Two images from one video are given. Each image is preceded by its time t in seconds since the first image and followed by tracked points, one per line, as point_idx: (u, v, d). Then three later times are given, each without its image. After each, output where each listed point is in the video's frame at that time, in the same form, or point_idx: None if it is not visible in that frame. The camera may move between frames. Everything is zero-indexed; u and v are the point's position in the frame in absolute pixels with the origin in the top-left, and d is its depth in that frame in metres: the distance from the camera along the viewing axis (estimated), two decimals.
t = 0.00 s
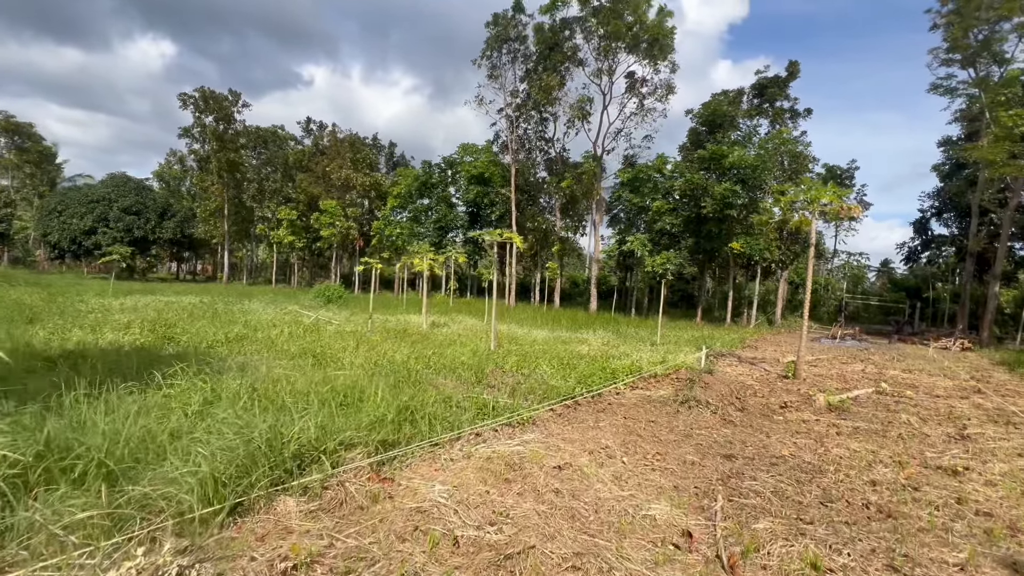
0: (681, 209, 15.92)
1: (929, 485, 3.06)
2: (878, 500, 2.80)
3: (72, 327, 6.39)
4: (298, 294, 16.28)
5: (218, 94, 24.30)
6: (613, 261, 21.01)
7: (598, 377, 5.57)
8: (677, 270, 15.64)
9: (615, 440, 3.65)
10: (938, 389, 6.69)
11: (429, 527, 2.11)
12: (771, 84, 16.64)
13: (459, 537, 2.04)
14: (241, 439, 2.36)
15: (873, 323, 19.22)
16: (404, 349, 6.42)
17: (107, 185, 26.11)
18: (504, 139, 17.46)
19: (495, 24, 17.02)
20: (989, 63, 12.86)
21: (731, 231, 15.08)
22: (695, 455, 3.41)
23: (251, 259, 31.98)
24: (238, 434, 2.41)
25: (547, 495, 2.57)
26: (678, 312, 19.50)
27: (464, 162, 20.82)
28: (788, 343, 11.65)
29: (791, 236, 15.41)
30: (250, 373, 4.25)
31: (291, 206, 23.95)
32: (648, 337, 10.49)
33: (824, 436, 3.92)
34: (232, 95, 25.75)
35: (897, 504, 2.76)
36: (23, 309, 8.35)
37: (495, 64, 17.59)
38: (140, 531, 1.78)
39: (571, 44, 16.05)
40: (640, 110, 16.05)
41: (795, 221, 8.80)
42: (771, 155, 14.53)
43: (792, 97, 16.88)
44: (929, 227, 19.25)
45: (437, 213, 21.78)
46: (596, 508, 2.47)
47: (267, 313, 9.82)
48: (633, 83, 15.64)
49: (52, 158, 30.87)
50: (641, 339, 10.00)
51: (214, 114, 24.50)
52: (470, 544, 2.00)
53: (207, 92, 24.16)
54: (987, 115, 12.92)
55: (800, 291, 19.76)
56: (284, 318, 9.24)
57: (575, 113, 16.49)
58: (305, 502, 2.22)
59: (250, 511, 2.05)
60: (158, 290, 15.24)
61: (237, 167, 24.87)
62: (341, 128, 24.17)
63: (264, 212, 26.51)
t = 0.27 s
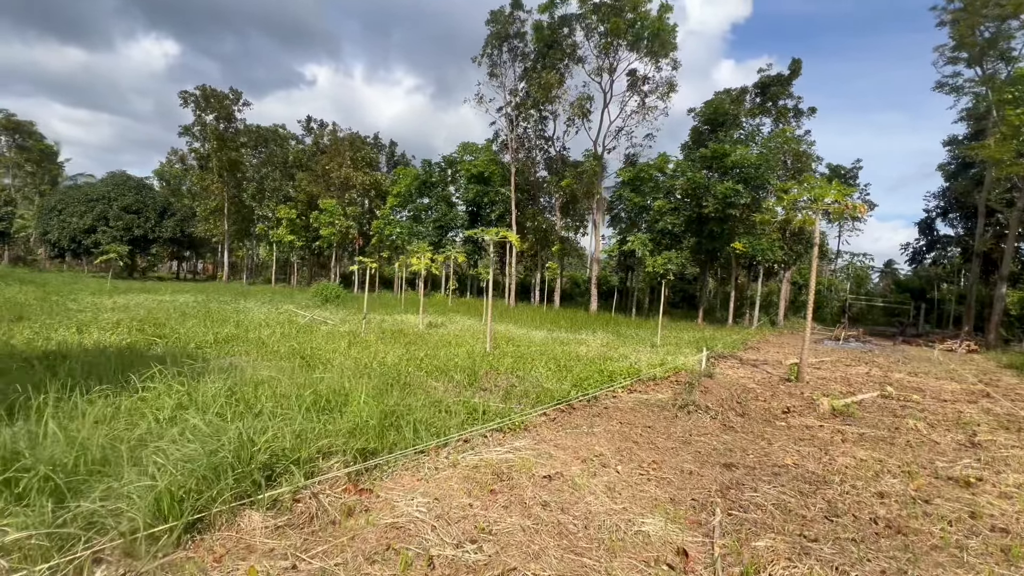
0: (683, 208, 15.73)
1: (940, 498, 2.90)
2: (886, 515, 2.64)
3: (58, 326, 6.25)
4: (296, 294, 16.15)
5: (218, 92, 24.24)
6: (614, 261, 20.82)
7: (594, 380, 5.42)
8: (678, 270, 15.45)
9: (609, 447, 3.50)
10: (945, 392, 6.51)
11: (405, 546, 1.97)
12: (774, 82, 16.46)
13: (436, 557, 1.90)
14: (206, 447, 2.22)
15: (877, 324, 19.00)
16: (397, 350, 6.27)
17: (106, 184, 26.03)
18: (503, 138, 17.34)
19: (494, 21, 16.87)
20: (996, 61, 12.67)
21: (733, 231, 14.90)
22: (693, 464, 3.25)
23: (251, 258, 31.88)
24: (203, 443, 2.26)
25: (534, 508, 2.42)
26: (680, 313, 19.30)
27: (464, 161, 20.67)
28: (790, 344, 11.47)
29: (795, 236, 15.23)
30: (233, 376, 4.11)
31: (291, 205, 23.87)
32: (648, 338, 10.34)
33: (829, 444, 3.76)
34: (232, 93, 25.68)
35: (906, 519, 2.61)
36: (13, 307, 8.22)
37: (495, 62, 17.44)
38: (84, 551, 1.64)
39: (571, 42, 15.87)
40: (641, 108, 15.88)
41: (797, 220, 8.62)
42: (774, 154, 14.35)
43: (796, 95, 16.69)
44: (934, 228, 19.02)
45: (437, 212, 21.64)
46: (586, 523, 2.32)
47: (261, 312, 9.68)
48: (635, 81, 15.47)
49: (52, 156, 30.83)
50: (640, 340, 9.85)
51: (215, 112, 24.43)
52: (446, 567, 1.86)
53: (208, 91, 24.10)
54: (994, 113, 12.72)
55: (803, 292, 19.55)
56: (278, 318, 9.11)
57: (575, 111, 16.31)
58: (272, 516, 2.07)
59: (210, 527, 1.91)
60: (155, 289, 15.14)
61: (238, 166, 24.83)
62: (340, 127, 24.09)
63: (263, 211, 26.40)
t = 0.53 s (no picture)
0: (685, 207, 15.55)
1: (955, 512, 2.74)
2: (898, 531, 2.49)
3: (48, 330, 6.15)
4: (295, 295, 16.07)
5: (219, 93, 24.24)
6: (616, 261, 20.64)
7: (593, 384, 5.28)
8: (680, 270, 15.27)
9: (606, 457, 3.35)
10: (954, 395, 6.33)
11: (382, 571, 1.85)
12: (776, 79, 16.26)
13: None
14: (174, 462, 2.10)
15: (883, 324, 18.75)
16: (392, 354, 6.14)
17: (108, 185, 26.05)
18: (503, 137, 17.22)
19: (493, 20, 16.75)
20: (1003, 56, 12.44)
21: (736, 230, 14.71)
22: (694, 474, 3.11)
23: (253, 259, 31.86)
24: (171, 457, 2.13)
25: (523, 526, 2.28)
26: (682, 313, 19.13)
27: (464, 161, 20.54)
28: (795, 345, 11.28)
29: (798, 235, 15.07)
30: (219, 382, 3.98)
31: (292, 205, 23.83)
32: (649, 339, 10.20)
33: (836, 452, 3.60)
34: (233, 94, 25.69)
35: (920, 536, 2.46)
36: (8, 309, 8.14)
37: (494, 60, 17.31)
38: None
39: (570, 39, 15.71)
40: (642, 106, 15.71)
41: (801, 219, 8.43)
42: (778, 152, 14.15)
43: (799, 92, 16.49)
44: (941, 226, 18.76)
45: (438, 212, 21.56)
46: (579, 542, 2.19)
47: (257, 314, 9.57)
48: (636, 79, 15.31)
49: (55, 158, 30.92)
50: (642, 342, 9.70)
51: (216, 113, 24.41)
52: None
53: (209, 91, 24.10)
54: (1003, 109, 12.49)
55: (807, 291, 19.32)
56: (274, 320, 9.00)
57: (576, 109, 16.16)
58: (241, 538, 1.95)
59: (172, 551, 1.79)
60: (155, 290, 15.10)
61: (239, 167, 24.83)
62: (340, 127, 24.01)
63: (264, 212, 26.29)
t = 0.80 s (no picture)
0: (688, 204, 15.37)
1: (972, 519, 2.60)
2: (913, 541, 2.36)
3: (42, 335, 6.09)
4: (297, 297, 16.00)
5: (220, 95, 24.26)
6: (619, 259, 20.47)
7: (594, 385, 5.16)
8: (684, 267, 15.09)
9: (605, 462, 3.23)
10: (966, 394, 6.15)
11: None
12: (780, 73, 16.04)
13: None
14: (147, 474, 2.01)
15: (891, 320, 18.48)
16: (390, 355, 6.05)
17: (111, 189, 26.14)
18: (503, 136, 17.13)
19: (492, 18, 16.64)
20: (1012, 46, 12.19)
21: (740, 227, 14.53)
22: (696, 481, 2.98)
23: (255, 261, 31.87)
24: (143, 469, 2.04)
25: (514, 540, 2.17)
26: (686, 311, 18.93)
27: (465, 160, 20.43)
28: (802, 343, 11.08)
29: (803, 231, 14.89)
30: (210, 387, 3.89)
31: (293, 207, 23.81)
32: (652, 338, 10.05)
33: (845, 456, 3.46)
34: (234, 96, 25.70)
35: (935, 546, 2.33)
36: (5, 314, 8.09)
37: (494, 58, 17.19)
38: None
39: (570, 36, 15.57)
40: (644, 103, 15.55)
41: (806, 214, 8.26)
42: (782, 147, 13.95)
43: (803, 86, 16.27)
44: (949, 220, 18.47)
45: (439, 212, 21.49)
46: (573, 557, 2.07)
47: (256, 317, 9.49)
48: (638, 75, 15.15)
49: (58, 163, 31.08)
50: (645, 341, 9.55)
51: (219, 116, 24.45)
52: None
53: (210, 94, 24.12)
54: (1012, 100, 12.24)
55: (813, 287, 19.08)
56: (273, 322, 8.94)
57: (576, 106, 16.02)
58: (214, 554, 1.86)
59: (139, 570, 1.70)
60: (157, 293, 15.09)
61: (240, 169, 24.85)
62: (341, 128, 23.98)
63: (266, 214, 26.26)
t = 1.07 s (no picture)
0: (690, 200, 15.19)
1: (986, 522, 2.46)
2: (923, 547, 2.23)
3: (34, 339, 6.01)
4: (297, 299, 15.94)
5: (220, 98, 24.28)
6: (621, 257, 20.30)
7: (592, 384, 5.03)
8: (687, 264, 14.92)
9: (600, 464, 3.11)
10: (977, 389, 5.97)
11: None
12: (782, 66, 15.83)
13: None
14: (110, 484, 1.92)
15: (898, 315, 18.21)
16: (385, 357, 5.94)
17: (113, 193, 26.22)
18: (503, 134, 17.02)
19: (488, 15, 16.52)
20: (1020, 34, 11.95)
21: (743, 222, 14.34)
22: (694, 484, 2.85)
23: (258, 264, 31.89)
24: (106, 479, 1.95)
25: (498, 550, 2.05)
26: (690, 309, 18.74)
27: (465, 159, 20.31)
28: (807, 339, 10.89)
29: (807, 225, 14.69)
30: (196, 391, 3.81)
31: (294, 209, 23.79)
32: (654, 336, 9.90)
33: (851, 456, 3.31)
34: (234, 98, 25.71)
35: (948, 552, 2.19)
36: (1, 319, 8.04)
37: (492, 56, 17.08)
38: None
39: (569, 32, 15.43)
40: (644, 98, 15.39)
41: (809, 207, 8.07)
42: (785, 141, 13.76)
43: (806, 79, 16.05)
44: (957, 213, 18.19)
45: (440, 212, 21.44)
46: (560, 567, 1.95)
47: (252, 319, 9.41)
48: (637, 70, 14.99)
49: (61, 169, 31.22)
50: (646, 339, 9.41)
51: (220, 119, 24.46)
52: None
53: (210, 97, 24.14)
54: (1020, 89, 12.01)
55: (818, 283, 18.83)
56: (271, 324, 8.86)
57: (576, 103, 15.88)
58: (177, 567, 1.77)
59: None
60: (158, 297, 15.10)
61: (241, 171, 24.85)
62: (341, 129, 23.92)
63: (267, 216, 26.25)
